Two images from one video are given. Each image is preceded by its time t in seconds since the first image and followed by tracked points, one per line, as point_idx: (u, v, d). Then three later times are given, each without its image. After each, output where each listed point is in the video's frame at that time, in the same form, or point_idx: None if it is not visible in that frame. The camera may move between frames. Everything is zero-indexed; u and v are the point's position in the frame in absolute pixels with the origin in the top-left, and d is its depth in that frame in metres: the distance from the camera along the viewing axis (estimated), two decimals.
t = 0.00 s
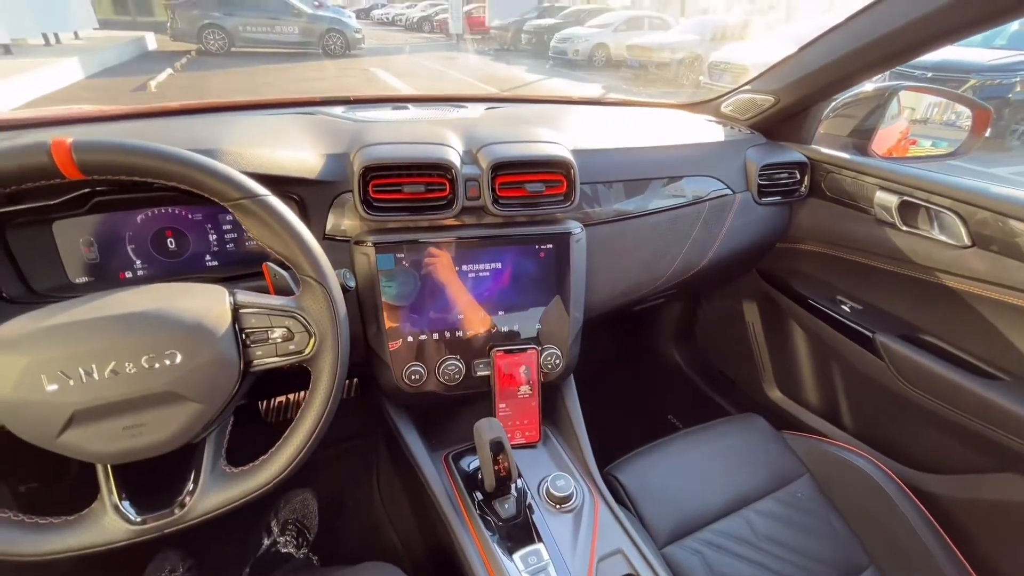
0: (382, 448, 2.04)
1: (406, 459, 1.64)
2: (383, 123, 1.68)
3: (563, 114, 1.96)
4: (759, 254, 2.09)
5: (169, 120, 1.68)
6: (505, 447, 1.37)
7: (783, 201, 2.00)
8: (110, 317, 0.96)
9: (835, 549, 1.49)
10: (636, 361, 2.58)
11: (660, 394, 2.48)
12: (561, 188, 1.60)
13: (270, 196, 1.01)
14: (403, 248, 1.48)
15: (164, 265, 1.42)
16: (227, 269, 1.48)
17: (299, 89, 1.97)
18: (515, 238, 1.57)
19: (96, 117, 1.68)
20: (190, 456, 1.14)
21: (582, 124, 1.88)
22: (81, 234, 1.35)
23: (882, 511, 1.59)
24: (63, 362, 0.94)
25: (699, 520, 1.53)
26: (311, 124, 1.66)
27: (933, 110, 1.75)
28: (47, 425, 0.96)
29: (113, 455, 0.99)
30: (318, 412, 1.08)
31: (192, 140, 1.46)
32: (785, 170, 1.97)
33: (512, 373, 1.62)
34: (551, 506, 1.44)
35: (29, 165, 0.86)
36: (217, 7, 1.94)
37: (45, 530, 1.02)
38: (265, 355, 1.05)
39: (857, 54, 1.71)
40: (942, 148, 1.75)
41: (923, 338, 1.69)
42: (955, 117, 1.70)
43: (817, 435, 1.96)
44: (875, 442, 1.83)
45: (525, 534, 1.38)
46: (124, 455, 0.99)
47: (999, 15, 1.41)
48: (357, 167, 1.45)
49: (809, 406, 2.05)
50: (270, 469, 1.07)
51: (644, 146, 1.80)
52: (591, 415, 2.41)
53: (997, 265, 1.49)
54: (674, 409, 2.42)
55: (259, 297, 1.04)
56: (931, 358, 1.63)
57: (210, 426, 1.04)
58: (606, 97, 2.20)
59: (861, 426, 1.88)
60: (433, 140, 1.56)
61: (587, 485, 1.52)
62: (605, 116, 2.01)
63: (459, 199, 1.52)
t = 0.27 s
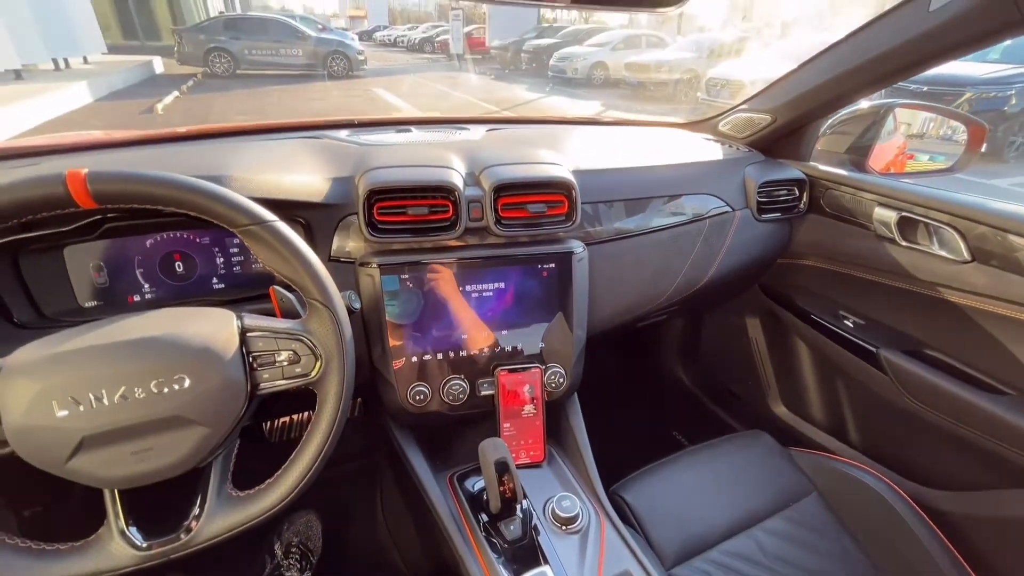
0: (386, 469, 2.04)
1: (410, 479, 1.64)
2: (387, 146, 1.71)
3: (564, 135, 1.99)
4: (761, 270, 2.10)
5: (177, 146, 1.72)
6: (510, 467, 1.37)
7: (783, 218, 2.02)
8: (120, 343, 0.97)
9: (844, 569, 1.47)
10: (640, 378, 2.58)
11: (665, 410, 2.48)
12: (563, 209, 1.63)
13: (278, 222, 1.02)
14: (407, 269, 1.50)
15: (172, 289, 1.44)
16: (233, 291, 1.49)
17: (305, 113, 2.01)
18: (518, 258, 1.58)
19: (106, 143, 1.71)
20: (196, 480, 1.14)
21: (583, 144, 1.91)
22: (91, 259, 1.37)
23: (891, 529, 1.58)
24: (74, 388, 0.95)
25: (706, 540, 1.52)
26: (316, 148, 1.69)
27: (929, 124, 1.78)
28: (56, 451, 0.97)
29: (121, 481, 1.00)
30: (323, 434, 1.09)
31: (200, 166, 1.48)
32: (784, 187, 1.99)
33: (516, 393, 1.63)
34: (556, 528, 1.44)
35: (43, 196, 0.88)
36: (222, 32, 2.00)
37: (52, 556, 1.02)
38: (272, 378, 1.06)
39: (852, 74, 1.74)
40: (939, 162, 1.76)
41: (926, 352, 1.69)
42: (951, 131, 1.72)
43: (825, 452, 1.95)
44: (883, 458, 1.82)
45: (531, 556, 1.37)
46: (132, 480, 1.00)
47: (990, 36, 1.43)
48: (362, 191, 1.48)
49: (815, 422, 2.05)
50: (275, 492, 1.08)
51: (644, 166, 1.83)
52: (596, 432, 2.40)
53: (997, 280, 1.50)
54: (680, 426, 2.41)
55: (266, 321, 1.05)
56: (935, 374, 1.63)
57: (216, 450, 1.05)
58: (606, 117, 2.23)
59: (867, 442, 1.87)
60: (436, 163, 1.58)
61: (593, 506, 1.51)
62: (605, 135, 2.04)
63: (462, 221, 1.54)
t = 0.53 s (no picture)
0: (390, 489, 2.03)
1: (414, 500, 1.64)
2: (391, 168, 1.74)
3: (565, 154, 2.02)
4: (762, 285, 2.12)
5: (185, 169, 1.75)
6: (515, 487, 1.36)
7: (783, 234, 2.03)
8: (129, 366, 0.98)
9: None
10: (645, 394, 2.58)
11: (670, 427, 2.47)
12: (565, 228, 1.64)
13: (286, 245, 1.04)
14: (411, 289, 1.51)
15: (179, 311, 1.46)
16: (239, 312, 1.51)
17: (310, 136, 2.05)
18: (521, 277, 1.60)
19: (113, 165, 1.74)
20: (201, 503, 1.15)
21: (584, 164, 1.93)
22: (99, 282, 1.39)
23: (901, 546, 1.57)
24: (83, 412, 0.96)
25: (714, 559, 1.51)
26: (321, 170, 1.71)
27: (925, 138, 1.80)
28: (63, 475, 0.97)
29: (128, 504, 1.00)
30: (328, 456, 1.09)
31: (207, 190, 1.51)
32: (782, 205, 2.01)
33: (520, 411, 1.63)
34: (562, 548, 1.42)
35: (56, 224, 0.90)
36: (227, 55, 2.07)
37: None
38: (279, 400, 1.07)
39: (847, 93, 1.76)
40: (937, 177, 1.79)
41: (931, 367, 1.68)
42: (947, 146, 1.74)
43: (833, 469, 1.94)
44: (892, 475, 1.81)
45: None
46: (139, 504, 1.00)
47: (982, 55, 1.45)
48: (366, 212, 1.50)
49: (821, 438, 2.04)
50: (280, 514, 1.08)
51: (644, 184, 1.85)
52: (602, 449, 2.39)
53: (999, 294, 1.50)
54: (685, 442, 2.40)
55: (273, 343, 1.07)
56: (940, 388, 1.63)
57: (222, 472, 1.05)
58: (606, 136, 2.26)
59: (874, 457, 1.86)
60: (440, 184, 1.61)
61: (599, 526, 1.50)
62: (605, 155, 2.07)
63: (465, 240, 1.56)
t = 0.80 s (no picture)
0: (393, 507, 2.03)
1: (417, 519, 1.64)
2: (393, 187, 1.76)
3: (564, 172, 2.05)
4: (762, 299, 2.13)
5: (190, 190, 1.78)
6: (518, 506, 1.36)
7: (782, 249, 2.05)
8: (135, 388, 0.99)
9: None
10: (647, 409, 2.58)
11: (673, 442, 2.47)
12: (566, 245, 1.66)
13: (291, 266, 1.06)
14: (414, 307, 1.53)
15: (184, 330, 1.47)
16: (243, 331, 1.53)
17: (313, 155, 2.08)
18: (521, 295, 1.61)
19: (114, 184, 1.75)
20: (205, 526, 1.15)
21: (583, 181, 1.96)
22: (106, 303, 1.41)
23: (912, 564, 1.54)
24: (89, 434, 0.97)
25: None
26: (324, 190, 1.74)
27: (921, 152, 1.82)
28: (69, 497, 0.98)
29: (133, 526, 1.00)
30: (331, 476, 1.10)
31: (212, 211, 1.54)
32: (780, 220, 2.03)
33: (523, 429, 1.64)
34: (566, 567, 1.42)
35: (67, 248, 0.92)
36: (232, 77, 2.39)
37: None
38: (283, 420, 1.08)
39: (841, 111, 1.79)
40: (933, 190, 1.81)
41: (933, 381, 1.69)
42: (943, 159, 1.77)
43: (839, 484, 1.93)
44: (898, 490, 1.80)
45: None
46: (144, 526, 1.01)
47: (973, 73, 1.47)
48: (369, 231, 1.52)
49: (826, 453, 2.03)
50: (282, 536, 1.08)
51: (643, 201, 1.87)
52: (605, 466, 2.39)
53: (998, 308, 1.51)
54: (689, 457, 2.38)
55: (277, 363, 1.08)
56: (943, 402, 1.63)
57: (226, 494, 1.06)
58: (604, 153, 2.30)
59: (880, 472, 1.85)
60: (441, 204, 1.63)
61: (603, 546, 1.49)
62: (603, 172, 2.09)
63: (467, 259, 1.57)
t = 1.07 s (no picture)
0: (394, 524, 2.02)
1: (419, 534, 1.64)
2: (394, 205, 1.79)
3: (563, 188, 2.07)
4: (761, 312, 2.15)
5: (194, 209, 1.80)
6: (520, 522, 1.36)
7: (779, 262, 2.07)
8: (142, 407, 1.01)
9: None
10: (649, 423, 2.58)
11: (675, 456, 2.47)
12: (565, 260, 1.68)
13: (296, 285, 1.08)
14: (415, 323, 1.55)
15: (188, 348, 1.49)
16: (247, 348, 1.55)
17: (316, 173, 2.11)
18: (522, 310, 1.63)
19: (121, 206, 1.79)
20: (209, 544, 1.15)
21: (582, 197, 1.99)
22: (111, 322, 1.43)
23: None
24: (97, 453, 0.98)
25: None
26: (327, 208, 1.76)
27: (914, 165, 1.84)
28: (76, 516, 0.99)
29: (138, 545, 1.01)
30: (333, 494, 1.10)
31: (216, 231, 1.56)
32: (778, 234, 2.05)
33: (524, 444, 1.65)
34: None
35: (77, 269, 0.94)
36: (235, 94, 2.30)
37: None
38: (286, 437, 1.09)
39: (834, 127, 1.82)
40: (928, 202, 1.83)
41: (932, 393, 1.70)
42: (936, 172, 1.79)
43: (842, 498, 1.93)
44: (900, 503, 1.80)
45: None
46: (149, 544, 1.02)
47: (962, 90, 1.50)
48: (371, 249, 1.54)
49: (828, 465, 2.03)
50: (282, 557, 1.07)
51: (641, 217, 1.89)
52: (607, 480, 2.38)
53: (994, 320, 1.53)
54: (691, 473, 2.38)
55: (282, 381, 1.10)
56: (943, 415, 1.63)
57: (230, 512, 1.07)
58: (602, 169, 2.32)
59: (883, 485, 1.85)
60: (442, 221, 1.65)
61: (606, 562, 1.50)
62: (602, 188, 2.12)
63: (468, 275, 1.59)
